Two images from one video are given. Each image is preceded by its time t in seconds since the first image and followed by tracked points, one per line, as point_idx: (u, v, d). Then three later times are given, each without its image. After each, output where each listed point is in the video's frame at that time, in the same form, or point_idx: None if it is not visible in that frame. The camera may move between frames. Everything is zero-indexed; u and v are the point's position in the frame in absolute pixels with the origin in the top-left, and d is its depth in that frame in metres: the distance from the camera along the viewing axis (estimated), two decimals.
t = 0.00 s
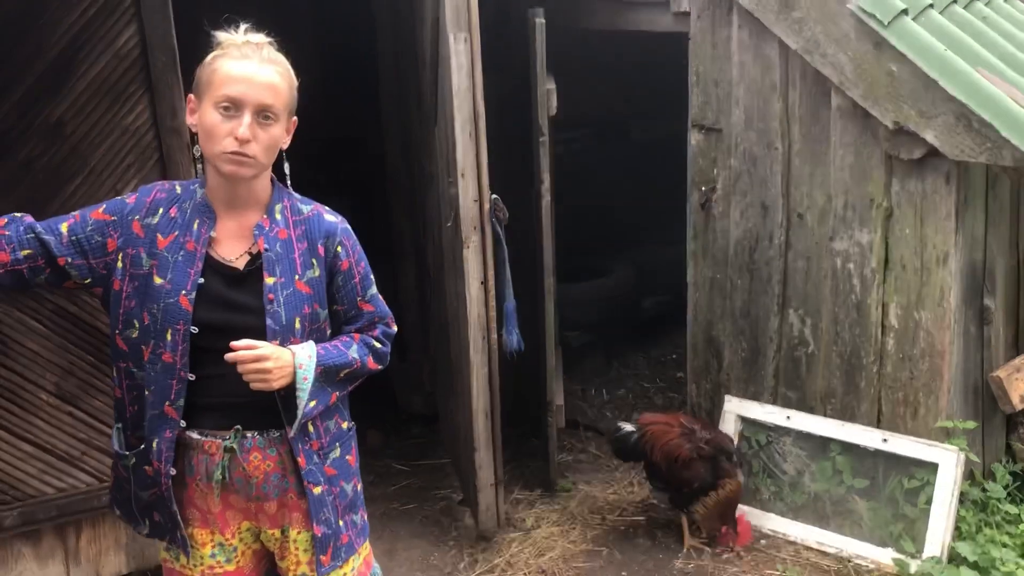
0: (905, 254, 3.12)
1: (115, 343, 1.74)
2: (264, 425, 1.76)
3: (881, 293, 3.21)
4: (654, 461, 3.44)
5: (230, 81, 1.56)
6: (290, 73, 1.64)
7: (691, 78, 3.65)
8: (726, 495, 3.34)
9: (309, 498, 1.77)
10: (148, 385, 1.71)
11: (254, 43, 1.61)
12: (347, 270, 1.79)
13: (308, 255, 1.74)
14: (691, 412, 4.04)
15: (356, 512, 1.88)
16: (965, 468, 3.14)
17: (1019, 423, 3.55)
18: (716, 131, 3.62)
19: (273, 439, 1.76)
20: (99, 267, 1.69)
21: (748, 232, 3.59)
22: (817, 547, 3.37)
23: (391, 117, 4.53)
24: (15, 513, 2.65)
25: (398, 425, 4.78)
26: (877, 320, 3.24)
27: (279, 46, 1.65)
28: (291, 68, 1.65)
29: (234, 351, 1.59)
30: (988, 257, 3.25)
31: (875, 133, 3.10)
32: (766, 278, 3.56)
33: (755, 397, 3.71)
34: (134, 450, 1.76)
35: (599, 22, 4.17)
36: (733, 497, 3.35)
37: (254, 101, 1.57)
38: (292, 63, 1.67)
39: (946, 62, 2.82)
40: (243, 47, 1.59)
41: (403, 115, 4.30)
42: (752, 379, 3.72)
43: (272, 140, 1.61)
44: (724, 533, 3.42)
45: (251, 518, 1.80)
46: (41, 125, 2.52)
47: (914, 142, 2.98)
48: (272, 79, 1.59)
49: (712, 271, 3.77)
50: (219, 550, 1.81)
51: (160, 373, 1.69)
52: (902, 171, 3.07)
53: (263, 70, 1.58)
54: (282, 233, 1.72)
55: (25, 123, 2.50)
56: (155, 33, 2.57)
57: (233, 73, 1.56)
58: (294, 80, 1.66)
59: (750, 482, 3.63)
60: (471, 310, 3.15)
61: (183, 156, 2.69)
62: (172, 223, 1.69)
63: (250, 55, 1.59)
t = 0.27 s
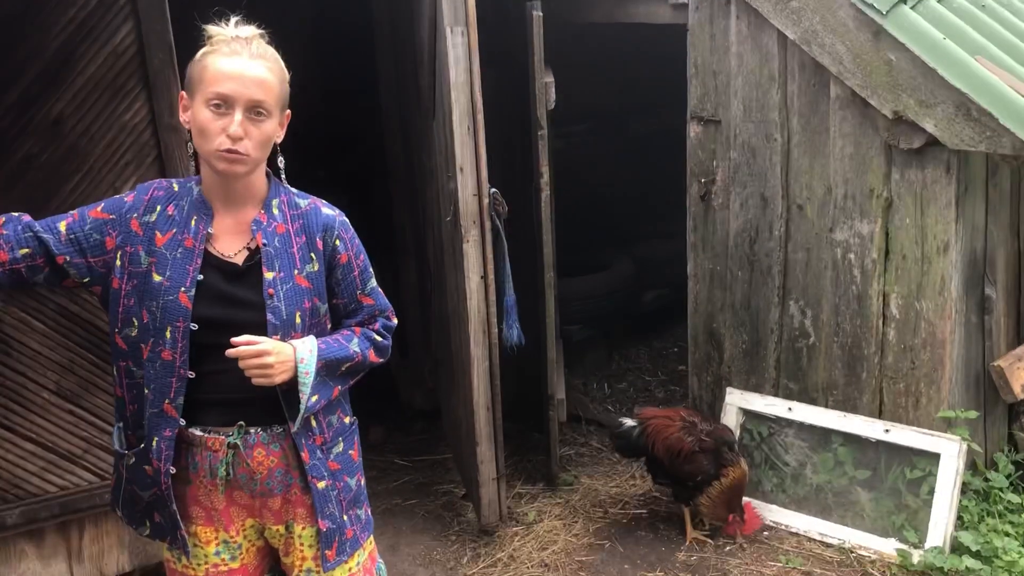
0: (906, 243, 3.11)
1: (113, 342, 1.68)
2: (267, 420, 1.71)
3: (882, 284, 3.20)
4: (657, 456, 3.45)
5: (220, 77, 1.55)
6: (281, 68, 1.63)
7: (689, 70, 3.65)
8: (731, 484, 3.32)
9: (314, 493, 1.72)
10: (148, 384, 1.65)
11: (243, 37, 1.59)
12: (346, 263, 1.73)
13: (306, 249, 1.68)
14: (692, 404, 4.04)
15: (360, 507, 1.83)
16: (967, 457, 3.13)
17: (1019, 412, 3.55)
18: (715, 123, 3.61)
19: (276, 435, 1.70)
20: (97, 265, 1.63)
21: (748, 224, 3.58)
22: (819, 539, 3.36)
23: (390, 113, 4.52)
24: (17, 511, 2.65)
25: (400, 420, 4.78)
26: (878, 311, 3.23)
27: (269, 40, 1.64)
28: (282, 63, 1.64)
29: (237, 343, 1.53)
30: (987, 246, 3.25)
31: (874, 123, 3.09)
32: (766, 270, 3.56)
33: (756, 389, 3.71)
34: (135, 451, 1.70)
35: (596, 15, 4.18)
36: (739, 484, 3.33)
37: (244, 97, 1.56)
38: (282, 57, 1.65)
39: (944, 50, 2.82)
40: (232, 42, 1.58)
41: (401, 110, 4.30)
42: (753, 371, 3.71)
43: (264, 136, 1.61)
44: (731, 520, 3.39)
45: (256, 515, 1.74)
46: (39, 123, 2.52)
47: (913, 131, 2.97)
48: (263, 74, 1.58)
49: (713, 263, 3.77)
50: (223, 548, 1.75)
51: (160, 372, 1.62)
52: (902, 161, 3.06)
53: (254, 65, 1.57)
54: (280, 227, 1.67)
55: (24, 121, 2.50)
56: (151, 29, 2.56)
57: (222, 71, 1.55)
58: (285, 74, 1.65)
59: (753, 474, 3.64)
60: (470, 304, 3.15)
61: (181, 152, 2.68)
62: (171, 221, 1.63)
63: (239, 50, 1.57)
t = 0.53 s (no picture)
0: (905, 239, 3.11)
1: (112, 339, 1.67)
2: (268, 417, 1.70)
3: (881, 280, 3.20)
4: (655, 450, 3.45)
5: (218, 73, 1.54)
6: (279, 63, 1.62)
7: (688, 66, 3.64)
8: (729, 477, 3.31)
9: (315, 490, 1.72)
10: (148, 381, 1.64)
11: (240, 32, 1.58)
12: (346, 260, 1.72)
13: (305, 246, 1.67)
14: (691, 401, 4.04)
15: (361, 504, 1.83)
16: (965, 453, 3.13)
17: (1019, 408, 3.55)
18: (714, 119, 3.61)
19: (277, 432, 1.70)
20: (96, 262, 1.63)
21: (747, 220, 3.58)
22: (818, 535, 3.36)
23: (389, 110, 4.51)
24: (16, 509, 2.65)
25: (400, 418, 4.78)
26: (877, 307, 3.23)
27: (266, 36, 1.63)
28: (280, 57, 1.63)
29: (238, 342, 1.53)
30: (987, 242, 3.24)
31: (873, 119, 3.09)
32: (765, 266, 3.55)
33: (755, 385, 3.71)
34: (135, 446, 1.69)
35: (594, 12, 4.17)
36: (738, 478, 3.32)
37: (242, 92, 1.55)
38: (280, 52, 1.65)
39: (943, 46, 2.82)
40: (229, 38, 1.57)
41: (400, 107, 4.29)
42: (752, 367, 3.71)
43: (263, 131, 1.60)
44: (732, 516, 3.38)
45: (257, 512, 1.74)
46: (37, 119, 2.51)
47: (912, 127, 2.96)
48: (262, 69, 1.57)
49: (712, 259, 3.77)
50: (224, 545, 1.76)
51: (159, 368, 1.61)
52: (900, 157, 3.05)
53: (252, 60, 1.56)
54: (279, 224, 1.66)
55: (21, 119, 2.50)
56: (148, 25, 2.55)
57: (220, 66, 1.54)
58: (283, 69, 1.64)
59: (751, 470, 3.64)
60: (469, 301, 3.15)
61: (179, 149, 2.68)
62: (170, 217, 1.62)
63: (236, 45, 1.56)
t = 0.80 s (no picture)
0: (901, 240, 3.12)
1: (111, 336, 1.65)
2: (272, 412, 1.68)
3: (877, 280, 3.20)
4: (653, 443, 3.47)
5: (218, 68, 1.53)
6: (279, 58, 1.61)
7: (686, 66, 3.65)
8: (720, 486, 3.29)
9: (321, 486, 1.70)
10: (147, 378, 1.62)
11: (240, 29, 1.57)
12: (348, 259, 1.72)
13: (307, 245, 1.67)
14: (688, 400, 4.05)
15: (365, 499, 1.81)
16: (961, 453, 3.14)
17: (1014, 408, 3.56)
18: (711, 119, 3.62)
19: (281, 427, 1.68)
20: (95, 258, 1.60)
21: (744, 220, 3.59)
22: (814, 534, 3.36)
23: (387, 108, 4.51)
24: (12, 505, 2.65)
25: (397, 416, 4.79)
26: (873, 307, 3.23)
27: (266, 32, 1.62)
28: (280, 53, 1.62)
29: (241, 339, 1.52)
30: (983, 243, 3.25)
31: (870, 120, 3.09)
32: (762, 265, 3.56)
33: (751, 385, 3.72)
34: (133, 443, 1.67)
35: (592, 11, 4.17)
36: (733, 487, 3.29)
37: (244, 87, 1.54)
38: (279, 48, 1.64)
39: (940, 46, 2.83)
40: (228, 34, 1.56)
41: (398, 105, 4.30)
42: (748, 366, 3.72)
43: (264, 127, 1.58)
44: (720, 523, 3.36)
45: (260, 509, 1.71)
46: (34, 115, 2.51)
47: (909, 127, 2.96)
48: (262, 64, 1.56)
49: (709, 259, 3.77)
50: (226, 543, 1.72)
51: (159, 366, 1.59)
52: (897, 157, 3.06)
53: (253, 55, 1.55)
54: (281, 223, 1.65)
55: (18, 115, 2.49)
56: (146, 22, 2.55)
57: (221, 61, 1.53)
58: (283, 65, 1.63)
59: (747, 470, 3.65)
60: (466, 299, 3.15)
61: (177, 145, 2.68)
62: (170, 214, 1.61)
63: (236, 40, 1.55)
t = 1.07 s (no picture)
0: (904, 240, 3.11)
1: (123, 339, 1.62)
2: (292, 406, 1.67)
3: (880, 280, 3.20)
4: (656, 443, 3.47)
5: (227, 65, 1.53)
6: (288, 55, 1.61)
7: (690, 65, 3.65)
8: (726, 481, 3.30)
9: (343, 477, 1.69)
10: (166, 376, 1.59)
11: (247, 25, 1.57)
12: (360, 250, 1.73)
13: (322, 237, 1.66)
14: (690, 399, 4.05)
15: (381, 491, 1.81)
16: (963, 454, 3.13)
17: (1017, 409, 3.55)
18: (715, 118, 3.62)
19: (302, 420, 1.67)
20: (106, 260, 1.58)
21: (748, 219, 3.58)
22: (816, 534, 3.37)
23: (391, 106, 4.52)
24: (15, 500, 2.65)
25: (399, 413, 4.79)
26: (876, 307, 3.23)
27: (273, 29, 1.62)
28: (288, 50, 1.62)
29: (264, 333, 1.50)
30: (986, 243, 3.25)
31: (874, 120, 3.09)
32: (765, 265, 3.56)
33: (754, 384, 3.71)
34: (151, 444, 1.64)
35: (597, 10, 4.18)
36: (738, 482, 3.30)
37: (253, 83, 1.54)
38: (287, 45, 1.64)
39: (944, 46, 2.83)
40: (236, 30, 1.55)
41: (402, 103, 4.30)
42: (751, 366, 3.72)
43: (275, 122, 1.58)
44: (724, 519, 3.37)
45: (280, 504, 1.70)
46: (39, 112, 2.52)
47: (913, 127, 2.96)
48: (272, 61, 1.56)
49: (712, 258, 3.77)
50: (248, 540, 1.70)
51: (178, 364, 1.57)
52: (901, 157, 3.06)
53: (262, 52, 1.55)
54: (295, 216, 1.64)
55: (23, 111, 2.50)
56: (151, 19, 2.56)
57: (230, 58, 1.53)
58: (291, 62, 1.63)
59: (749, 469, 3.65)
60: (469, 297, 3.15)
61: (181, 143, 2.69)
62: (182, 212, 1.59)
63: (245, 37, 1.55)
